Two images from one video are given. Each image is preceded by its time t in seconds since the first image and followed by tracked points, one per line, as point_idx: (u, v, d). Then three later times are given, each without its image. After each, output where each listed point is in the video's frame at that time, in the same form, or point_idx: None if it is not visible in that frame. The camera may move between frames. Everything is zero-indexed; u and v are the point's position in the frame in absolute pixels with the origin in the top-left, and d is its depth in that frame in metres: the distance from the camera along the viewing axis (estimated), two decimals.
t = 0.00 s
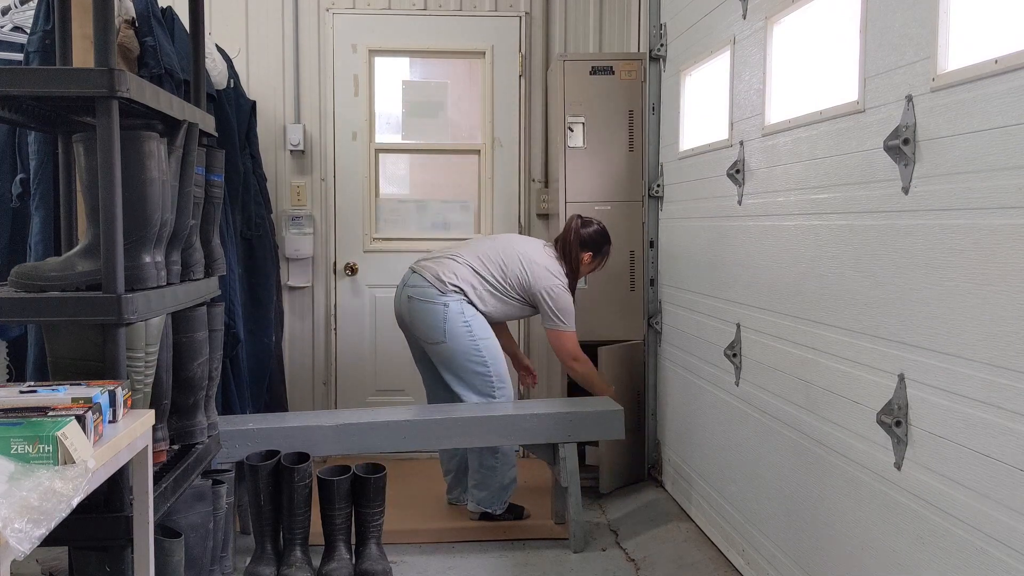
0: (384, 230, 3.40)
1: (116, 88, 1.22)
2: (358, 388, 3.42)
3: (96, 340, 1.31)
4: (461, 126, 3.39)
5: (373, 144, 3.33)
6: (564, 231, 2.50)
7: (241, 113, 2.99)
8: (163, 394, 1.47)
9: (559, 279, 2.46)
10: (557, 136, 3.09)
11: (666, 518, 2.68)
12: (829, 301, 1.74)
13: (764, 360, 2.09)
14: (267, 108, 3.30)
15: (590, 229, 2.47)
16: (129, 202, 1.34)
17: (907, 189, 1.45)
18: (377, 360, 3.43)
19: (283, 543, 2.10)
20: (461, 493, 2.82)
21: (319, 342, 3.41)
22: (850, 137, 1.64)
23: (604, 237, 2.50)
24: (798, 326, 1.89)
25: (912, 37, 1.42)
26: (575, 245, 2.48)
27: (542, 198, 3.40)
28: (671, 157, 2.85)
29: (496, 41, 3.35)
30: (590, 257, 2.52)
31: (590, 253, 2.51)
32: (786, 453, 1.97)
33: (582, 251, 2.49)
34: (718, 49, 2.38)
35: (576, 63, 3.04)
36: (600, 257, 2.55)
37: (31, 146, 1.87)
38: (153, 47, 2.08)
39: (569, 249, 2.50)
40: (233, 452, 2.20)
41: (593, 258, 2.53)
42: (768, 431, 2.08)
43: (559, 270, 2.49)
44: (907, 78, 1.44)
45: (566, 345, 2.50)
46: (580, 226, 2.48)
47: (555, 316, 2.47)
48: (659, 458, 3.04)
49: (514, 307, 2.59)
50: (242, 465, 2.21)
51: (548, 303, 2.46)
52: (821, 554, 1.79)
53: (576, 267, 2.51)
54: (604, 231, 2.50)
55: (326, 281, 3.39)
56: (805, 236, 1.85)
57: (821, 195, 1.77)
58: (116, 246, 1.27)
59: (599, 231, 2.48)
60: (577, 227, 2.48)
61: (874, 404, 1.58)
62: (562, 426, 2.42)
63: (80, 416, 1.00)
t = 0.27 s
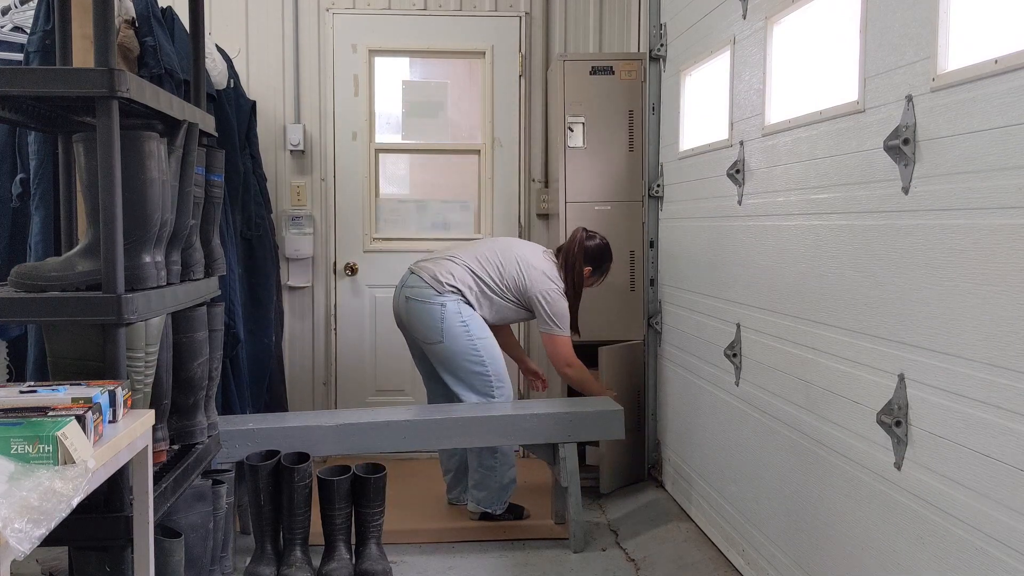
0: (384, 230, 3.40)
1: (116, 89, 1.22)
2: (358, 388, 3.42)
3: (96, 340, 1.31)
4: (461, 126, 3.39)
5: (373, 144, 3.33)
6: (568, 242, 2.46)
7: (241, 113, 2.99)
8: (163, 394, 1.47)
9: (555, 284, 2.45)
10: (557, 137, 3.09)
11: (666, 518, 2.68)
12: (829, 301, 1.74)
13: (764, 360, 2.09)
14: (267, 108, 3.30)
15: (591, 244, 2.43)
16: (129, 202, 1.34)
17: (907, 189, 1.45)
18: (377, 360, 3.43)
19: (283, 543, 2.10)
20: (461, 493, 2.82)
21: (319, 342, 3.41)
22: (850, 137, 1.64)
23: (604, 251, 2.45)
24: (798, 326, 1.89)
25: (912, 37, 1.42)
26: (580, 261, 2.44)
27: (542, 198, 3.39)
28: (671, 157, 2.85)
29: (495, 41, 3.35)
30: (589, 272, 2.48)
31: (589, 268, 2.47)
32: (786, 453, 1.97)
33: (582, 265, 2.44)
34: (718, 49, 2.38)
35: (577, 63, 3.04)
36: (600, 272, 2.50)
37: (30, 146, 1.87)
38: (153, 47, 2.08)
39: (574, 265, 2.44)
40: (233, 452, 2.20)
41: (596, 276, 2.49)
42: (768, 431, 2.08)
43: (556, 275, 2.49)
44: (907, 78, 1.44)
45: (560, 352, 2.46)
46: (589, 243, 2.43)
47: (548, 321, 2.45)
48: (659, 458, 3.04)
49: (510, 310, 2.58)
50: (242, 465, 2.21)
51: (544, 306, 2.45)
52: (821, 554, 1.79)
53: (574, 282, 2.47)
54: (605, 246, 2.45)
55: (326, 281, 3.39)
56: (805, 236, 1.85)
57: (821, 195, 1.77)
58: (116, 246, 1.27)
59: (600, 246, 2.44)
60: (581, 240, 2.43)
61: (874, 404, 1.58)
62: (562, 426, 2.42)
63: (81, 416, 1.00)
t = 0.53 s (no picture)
0: (384, 230, 3.40)
1: (116, 89, 1.22)
2: (358, 387, 3.42)
3: (96, 340, 1.31)
4: (461, 125, 3.39)
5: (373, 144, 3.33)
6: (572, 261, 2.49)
7: (241, 113, 2.99)
8: (163, 394, 1.47)
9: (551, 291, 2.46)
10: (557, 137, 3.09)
11: (665, 518, 2.68)
12: (829, 301, 1.74)
13: (764, 360, 2.09)
14: (267, 108, 3.30)
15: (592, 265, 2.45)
16: (129, 202, 1.34)
17: (907, 189, 1.45)
18: (377, 360, 3.43)
19: (283, 543, 2.10)
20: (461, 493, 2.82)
21: (319, 342, 3.41)
22: (850, 137, 1.64)
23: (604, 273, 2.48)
24: (798, 326, 1.89)
25: (912, 37, 1.42)
26: (584, 283, 2.46)
27: (542, 198, 3.39)
28: (671, 157, 2.85)
29: (495, 41, 3.35)
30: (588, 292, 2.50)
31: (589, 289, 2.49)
32: (786, 453, 1.97)
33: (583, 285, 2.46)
34: (718, 49, 2.38)
35: (577, 63, 3.04)
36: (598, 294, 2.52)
37: (31, 146, 1.87)
38: (153, 47, 2.08)
39: (577, 287, 2.46)
40: (233, 452, 2.20)
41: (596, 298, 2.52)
42: (768, 431, 2.08)
43: (553, 281, 2.50)
44: (907, 78, 1.44)
45: (530, 359, 2.44)
46: (591, 263, 2.46)
47: (538, 328, 2.44)
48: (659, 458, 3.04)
49: (504, 318, 2.57)
50: (242, 465, 2.21)
51: (537, 313, 2.44)
52: (821, 555, 1.79)
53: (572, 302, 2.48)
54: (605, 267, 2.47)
55: (326, 281, 3.39)
56: (805, 236, 1.85)
57: (821, 195, 1.77)
58: (116, 246, 1.27)
59: (601, 268, 2.47)
60: (584, 261, 2.46)
61: (874, 404, 1.58)
62: (562, 426, 2.42)
63: (81, 416, 1.00)
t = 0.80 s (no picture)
0: (384, 230, 3.40)
1: (116, 89, 1.22)
2: (358, 387, 3.42)
3: (96, 340, 1.31)
4: (461, 125, 3.39)
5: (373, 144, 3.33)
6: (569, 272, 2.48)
7: (241, 113, 2.99)
8: (163, 394, 1.47)
9: (552, 296, 2.46)
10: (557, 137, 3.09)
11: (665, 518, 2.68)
12: (829, 301, 1.74)
13: (764, 360, 2.09)
14: (267, 108, 3.30)
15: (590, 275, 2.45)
16: (129, 202, 1.34)
17: (907, 189, 1.45)
18: (377, 360, 3.43)
19: (283, 543, 2.10)
20: (461, 493, 2.82)
21: (319, 342, 3.41)
22: (850, 137, 1.64)
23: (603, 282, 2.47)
24: (798, 326, 1.89)
25: (912, 36, 1.42)
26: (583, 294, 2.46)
27: (542, 198, 3.39)
28: (671, 157, 2.85)
29: (495, 41, 3.35)
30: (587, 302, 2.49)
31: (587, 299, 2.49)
32: (786, 453, 1.97)
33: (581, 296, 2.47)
34: (718, 49, 2.38)
35: (577, 63, 3.04)
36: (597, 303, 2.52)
37: (31, 146, 1.87)
38: (154, 47, 2.09)
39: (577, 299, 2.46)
40: (233, 452, 2.20)
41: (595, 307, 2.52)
42: (767, 431, 2.08)
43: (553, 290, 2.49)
44: (907, 78, 1.44)
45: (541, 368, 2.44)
46: (588, 275, 2.45)
47: (544, 337, 2.44)
48: (659, 458, 3.04)
49: (503, 324, 2.56)
50: (242, 465, 2.21)
51: (537, 318, 2.43)
52: (821, 555, 1.79)
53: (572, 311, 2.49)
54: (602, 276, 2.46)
55: (326, 281, 3.39)
56: (805, 236, 1.85)
57: (821, 195, 1.77)
58: (116, 246, 1.27)
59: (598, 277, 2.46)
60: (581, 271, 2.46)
61: (874, 404, 1.58)
62: (562, 426, 2.42)
63: (81, 416, 1.00)
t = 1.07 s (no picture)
0: (384, 230, 3.40)
1: (116, 89, 1.22)
2: (358, 387, 3.42)
3: (97, 340, 1.31)
4: (461, 125, 3.39)
5: (372, 144, 3.33)
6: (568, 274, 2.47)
7: (241, 113, 2.99)
8: (163, 394, 1.47)
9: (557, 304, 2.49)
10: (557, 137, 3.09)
11: (665, 518, 2.69)
12: (829, 301, 1.74)
13: (764, 360, 2.09)
14: (267, 108, 3.30)
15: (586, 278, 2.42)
16: (129, 202, 1.34)
17: (907, 189, 1.45)
18: (377, 360, 3.43)
19: (283, 543, 2.10)
20: (461, 492, 2.82)
21: (319, 341, 3.41)
22: (850, 137, 1.64)
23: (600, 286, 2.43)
24: (798, 326, 1.89)
25: (912, 36, 1.42)
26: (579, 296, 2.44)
27: (542, 198, 3.39)
28: (671, 158, 2.85)
29: (495, 41, 3.35)
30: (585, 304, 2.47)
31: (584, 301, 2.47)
32: (786, 454, 1.97)
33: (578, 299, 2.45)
34: (718, 49, 2.38)
35: (577, 63, 3.04)
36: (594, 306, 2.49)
37: (31, 146, 1.87)
38: (154, 47, 2.09)
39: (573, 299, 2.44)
40: (233, 452, 2.20)
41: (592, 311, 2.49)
42: (767, 431, 2.08)
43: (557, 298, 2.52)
44: (907, 78, 1.44)
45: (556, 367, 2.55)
46: (586, 278, 2.44)
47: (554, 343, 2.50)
48: (659, 459, 3.04)
49: (507, 330, 2.58)
50: (242, 465, 2.21)
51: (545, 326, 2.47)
52: (821, 555, 1.79)
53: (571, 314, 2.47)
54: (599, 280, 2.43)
55: (326, 281, 3.39)
56: (805, 236, 1.85)
57: (821, 195, 1.77)
58: (117, 246, 1.27)
59: (596, 280, 2.42)
60: (578, 274, 2.44)
61: (874, 405, 1.58)
62: (562, 426, 2.42)
63: (80, 416, 1.00)
